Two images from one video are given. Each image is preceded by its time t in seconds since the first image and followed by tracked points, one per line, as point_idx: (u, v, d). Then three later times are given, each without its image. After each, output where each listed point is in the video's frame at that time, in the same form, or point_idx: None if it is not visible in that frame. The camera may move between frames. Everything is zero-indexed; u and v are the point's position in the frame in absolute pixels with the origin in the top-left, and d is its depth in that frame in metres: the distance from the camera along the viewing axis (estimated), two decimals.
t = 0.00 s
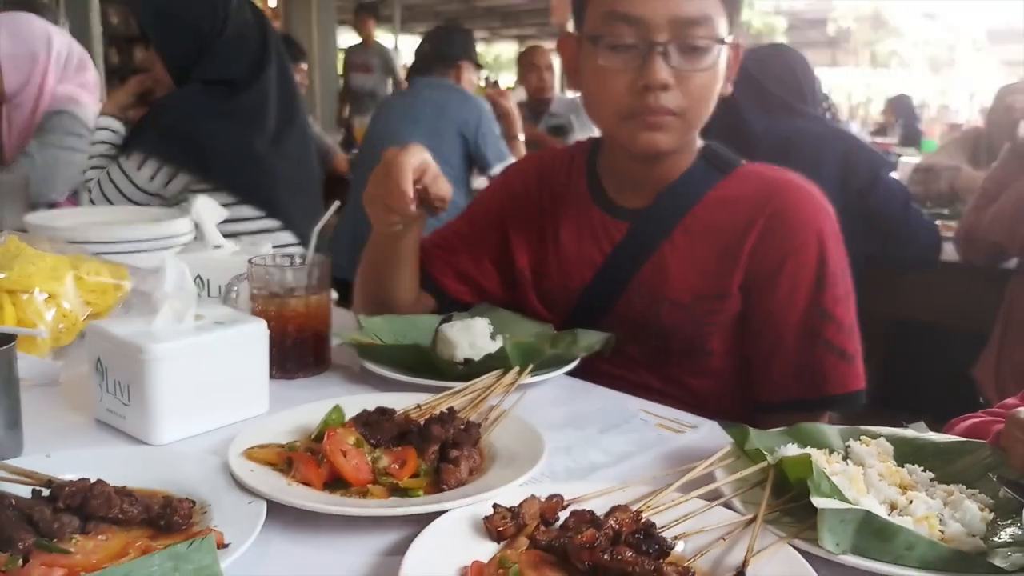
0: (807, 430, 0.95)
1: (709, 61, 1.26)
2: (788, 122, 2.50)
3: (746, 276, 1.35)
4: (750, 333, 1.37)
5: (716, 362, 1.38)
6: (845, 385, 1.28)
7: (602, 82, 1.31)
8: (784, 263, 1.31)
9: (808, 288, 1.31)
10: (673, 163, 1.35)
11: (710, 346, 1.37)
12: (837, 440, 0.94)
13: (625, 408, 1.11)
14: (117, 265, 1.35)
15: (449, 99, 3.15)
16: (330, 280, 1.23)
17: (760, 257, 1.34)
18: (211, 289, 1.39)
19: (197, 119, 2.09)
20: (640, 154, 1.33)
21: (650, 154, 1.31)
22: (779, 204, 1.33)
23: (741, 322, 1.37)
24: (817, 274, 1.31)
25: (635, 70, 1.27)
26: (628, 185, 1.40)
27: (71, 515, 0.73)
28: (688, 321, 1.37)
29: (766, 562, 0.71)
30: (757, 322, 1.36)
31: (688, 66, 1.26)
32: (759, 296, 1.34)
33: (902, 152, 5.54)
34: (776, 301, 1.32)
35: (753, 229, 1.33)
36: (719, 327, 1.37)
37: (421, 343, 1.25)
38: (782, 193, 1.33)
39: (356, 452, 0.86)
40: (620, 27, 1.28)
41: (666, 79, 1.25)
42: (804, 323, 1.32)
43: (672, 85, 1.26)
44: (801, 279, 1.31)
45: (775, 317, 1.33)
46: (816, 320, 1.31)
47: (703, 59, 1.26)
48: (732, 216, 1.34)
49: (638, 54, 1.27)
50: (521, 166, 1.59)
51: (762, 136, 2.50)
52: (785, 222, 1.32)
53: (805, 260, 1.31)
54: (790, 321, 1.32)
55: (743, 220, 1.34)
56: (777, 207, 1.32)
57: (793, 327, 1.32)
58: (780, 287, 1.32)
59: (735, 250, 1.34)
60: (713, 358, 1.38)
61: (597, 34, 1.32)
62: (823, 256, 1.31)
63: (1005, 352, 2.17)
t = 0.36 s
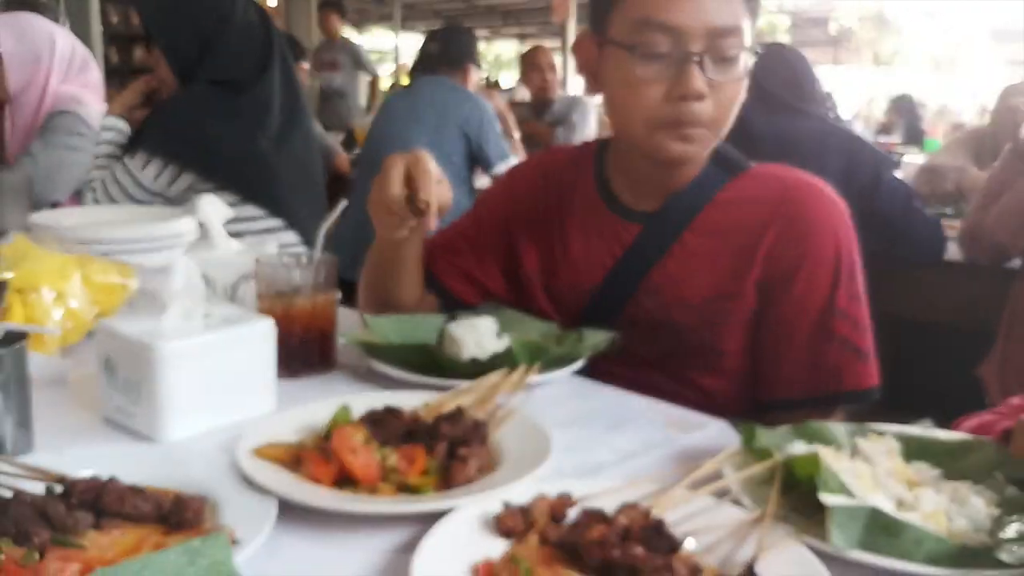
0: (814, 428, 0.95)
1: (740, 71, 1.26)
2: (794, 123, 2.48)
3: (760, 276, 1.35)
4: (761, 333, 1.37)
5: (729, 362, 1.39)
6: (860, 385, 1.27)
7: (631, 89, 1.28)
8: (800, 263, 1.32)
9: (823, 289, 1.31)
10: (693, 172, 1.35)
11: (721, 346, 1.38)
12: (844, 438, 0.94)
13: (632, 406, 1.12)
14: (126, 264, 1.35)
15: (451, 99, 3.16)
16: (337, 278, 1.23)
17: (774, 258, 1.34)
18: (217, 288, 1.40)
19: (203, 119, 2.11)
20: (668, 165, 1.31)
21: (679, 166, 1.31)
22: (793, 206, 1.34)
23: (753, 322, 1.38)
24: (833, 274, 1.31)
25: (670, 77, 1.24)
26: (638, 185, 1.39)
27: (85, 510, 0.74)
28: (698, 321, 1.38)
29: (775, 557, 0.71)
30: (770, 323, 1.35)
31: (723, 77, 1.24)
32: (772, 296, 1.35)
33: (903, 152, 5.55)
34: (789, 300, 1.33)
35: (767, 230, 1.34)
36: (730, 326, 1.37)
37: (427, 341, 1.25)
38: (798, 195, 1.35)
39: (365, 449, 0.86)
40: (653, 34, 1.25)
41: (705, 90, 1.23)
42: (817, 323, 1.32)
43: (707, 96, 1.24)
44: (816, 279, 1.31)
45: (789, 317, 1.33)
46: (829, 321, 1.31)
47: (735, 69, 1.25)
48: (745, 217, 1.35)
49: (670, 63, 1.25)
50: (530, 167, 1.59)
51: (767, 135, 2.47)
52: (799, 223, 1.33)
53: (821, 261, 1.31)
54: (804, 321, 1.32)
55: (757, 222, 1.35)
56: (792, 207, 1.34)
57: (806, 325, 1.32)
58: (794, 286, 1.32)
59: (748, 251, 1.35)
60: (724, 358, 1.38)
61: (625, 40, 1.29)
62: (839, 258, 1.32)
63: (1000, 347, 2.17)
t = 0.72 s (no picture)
0: (802, 423, 0.99)
1: (699, 53, 1.28)
2: (784, 126, 2.58)
3: (751, 276, 1.38)
4: (753, 332, 1.40)
5: (721, 360, 1.42)
6: (848, 383, 1.29)
7: (596, 79, 1.33)
8: (791, 263, 1.34)
9: (812, 287, 1.33)
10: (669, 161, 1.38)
11: (714, 343, 1.41)
12: (831, 433, 0.98)
13: (627, 402, 1.15)
14: (137, 265, 1.40)
15: (455, 102, 3.19)
16: (343, 279, 1.27)
17: (765, 257, 1.37)
18: (228, 288, 1.45)
19: (210, 123, 2.15)
20: (638, 155, 1.34)
21: (649, 152, 1.33)
22: (786, 207, 1.36)
23: (745, 321, 1.41)
24: (823, 275, 1.34)
25: (627, 61, 1.28)
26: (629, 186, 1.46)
27: (104, 501, 0.78)
28: (693, 320, 1.41)
29: (762, 544, 0.75)
30: (762, 321, 1.38)
31: (677, 58, 1.27)
32: (764, 296, 1.38)
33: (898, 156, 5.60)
34: (779, 298, 1.35)
35: (761, 231, 1.37)
36: (723, 324, 1.40)
37: (430, 340, 1.29)
38: (788, 196, 1.37)
39: (372, 442, 0.90)
40: (610, 23, 1.31)
41: (660, 70, 1.26)
42: (806, 321, 1.33)
43: (664, 76, 1.27)
44: (806, 278, 1.34)
45: (779, 316, 1.35)
46: (818, 319, 1.33)
47: (693, 53, 1.28)
48: (739, 218, 1.38)
49: (627, 46, 1.30)
50: (530, 171, 1.63)
51: (758, 137, 2.60)
52: (791, 224, 1.35)
53: (810, 261, 1.34)
54: (794, 319, 1.34)
55: (750, 223, 1.37)
56: (782, 208, 1.36)
57: (796, 324, 1.34)
58: (784, 285, 1.35)
59: (741, 251, 1.38)
60: (717, 355, 1.42)
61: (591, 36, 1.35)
62: (830, 260, 1.34)
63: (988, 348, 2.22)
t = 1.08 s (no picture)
0: (796, 425, 1.01)
1: (631, 90, 1.30)
2: (781, 129, 2.58)
3: (741, 276, 1.41)
4: (743, 331, 1.42)
5: (714, 360, 1.45)
6: (833, 381, 1.32)
7: (545, 115, 1.37)
8: (779, 265, 1.37)
9: (800, 288, 1.36)
10: (632, 182, 1.42)
11: (706, 344, 1.44)
12: (824, 435, 1.00)
13: (625, 404, 1.18)
14: (142, 268, 1.43)
15: (456, 106, 3.22)
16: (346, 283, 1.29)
17: (754, 258, 1.39)
18: (233, 292, 1.48)
19: (213, 126, 2.17)
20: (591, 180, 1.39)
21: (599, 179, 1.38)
22: (773, 209, 1.39)
23: (735, 321, 1.44)
24: (810, 276, 1.36)
25: (563, 103, 1.31)
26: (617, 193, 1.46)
27: (116, 501, 0.80)
28: (685, 321, 1.43)
29: (755, 543, 0.77)
30: (752, 322, 1.40)
31: (609, 99, 1.29)
32: (753, 296, 1.40)
33: (899, 157, 5.61)
34: (768, 298, 1.38)
35: (749, 233, 1.39)
36: (713, 324, 1.43)
37: (433, 343, 1.32)
38: (777, 198, 1.40)
39: (375, 444, 0.92)
40: (550, 66, 1.33)
41: (592, 115, 1.29)
42: (794, 321, 1.36)
43: (597, 119, 1.30)
44: (794, 278, 1.36)
45: (768, 315, 1.38)
46: (805, 319, 1.35)
47: (626, 91, 1.29)
48: (728, 221, 1.41)
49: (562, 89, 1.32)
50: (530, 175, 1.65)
51: (755, 141, 2.58)
52: (779, 226, 1.38)
53: (797, 262, 1.36)
54: (781, 319, 1.37)
55: (739, 225, 1.40)
56: (771, 210, 1.39)
57: (783, 325, 1.36)
58: (772, 286, 1.37)
59: (730, 253, 1.40)
60: (710, 356, 1.44)
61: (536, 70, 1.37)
62: (816, 261, 1.37)
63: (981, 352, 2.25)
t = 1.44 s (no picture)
0: (786, 444, 1.04)
1: (605, 121, 1.33)
2: (775, 140, 2.63)
3: (722, 296, 1.43)
4: (726, 349, 1.44)
5: (700, 377, 1.48)
6: (813, 397, 1.33)
7: (521, 147, 1.39)
8: (754, 284, 1.39)
9: (778, 306, 1.37)
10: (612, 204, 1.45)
11: (691, 361, 1.47)
12: (813, 454, 1.03)
13: (619, 420, 1.20)
14: (145, 284, 1.45)
15: (454, 113, 3.24)
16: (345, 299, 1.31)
17: (734, 277, 1.41)
18: (234, 307, 1.49)
19: (214, 137, 2.20)
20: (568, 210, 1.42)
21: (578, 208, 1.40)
22: (748, 229, 1.41)
23: (718, 339, 1.45)
24: (786, 293, 1.37)
25: (539, 136, 1.34)
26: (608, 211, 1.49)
27: (123, 524, 0.82)
28: (672, 339, 1.46)
29: (743, 564, 0.80)
30: (733, 339, 1.42)
31: (585, 130, 1.32)
32: (733, 315, 1.42)
33: (898, 161, 5.64)
34: (748, 317, 1.39)
35: (723, 253, 1.41)
36: (697, 343, 1.45)
37: (431, 359, 1.34)
38: (753, 219, 1.42)
39: (374, 465, 0.95)
40: (525, 102, 1.36)
41: (571, 146, 1.32)
42: (773, 338, 1.37)
43: (575, 150, 1.33)
44: (772, 297, 1.37)
45: (748, 333, 1.39)
46: (784, 336, 1.36)
47: (599, 122, 1.32)
48: (705, 241, 1.43)
49: (539, 121, 1.34)
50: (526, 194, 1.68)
51: (746, 153, 2.64)
52: (755, 245, 1.39)
53: (772, 281, 1.37)
54: (760, 336, 1.38)
55: (715, 245, 1.42)
56: (748, 231, 1.41)
57: (762, 343, 1.38)
58: (750, 305, 1.39)
59: (709, 273, 1.43)
60: (694, 373, 1.47)
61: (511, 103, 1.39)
62: (793, 279, 1.38)
63: (972, 362, 2.28)
